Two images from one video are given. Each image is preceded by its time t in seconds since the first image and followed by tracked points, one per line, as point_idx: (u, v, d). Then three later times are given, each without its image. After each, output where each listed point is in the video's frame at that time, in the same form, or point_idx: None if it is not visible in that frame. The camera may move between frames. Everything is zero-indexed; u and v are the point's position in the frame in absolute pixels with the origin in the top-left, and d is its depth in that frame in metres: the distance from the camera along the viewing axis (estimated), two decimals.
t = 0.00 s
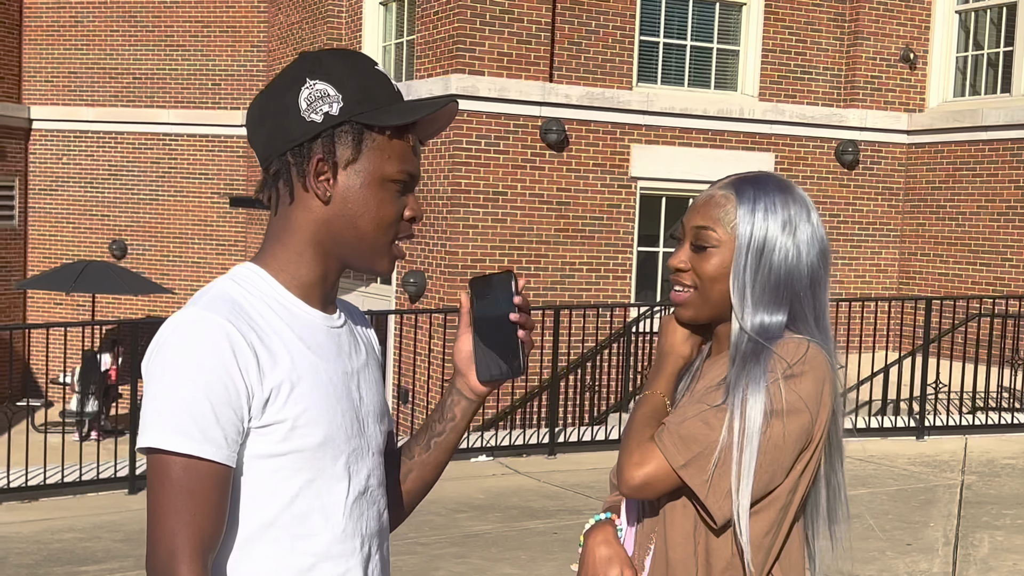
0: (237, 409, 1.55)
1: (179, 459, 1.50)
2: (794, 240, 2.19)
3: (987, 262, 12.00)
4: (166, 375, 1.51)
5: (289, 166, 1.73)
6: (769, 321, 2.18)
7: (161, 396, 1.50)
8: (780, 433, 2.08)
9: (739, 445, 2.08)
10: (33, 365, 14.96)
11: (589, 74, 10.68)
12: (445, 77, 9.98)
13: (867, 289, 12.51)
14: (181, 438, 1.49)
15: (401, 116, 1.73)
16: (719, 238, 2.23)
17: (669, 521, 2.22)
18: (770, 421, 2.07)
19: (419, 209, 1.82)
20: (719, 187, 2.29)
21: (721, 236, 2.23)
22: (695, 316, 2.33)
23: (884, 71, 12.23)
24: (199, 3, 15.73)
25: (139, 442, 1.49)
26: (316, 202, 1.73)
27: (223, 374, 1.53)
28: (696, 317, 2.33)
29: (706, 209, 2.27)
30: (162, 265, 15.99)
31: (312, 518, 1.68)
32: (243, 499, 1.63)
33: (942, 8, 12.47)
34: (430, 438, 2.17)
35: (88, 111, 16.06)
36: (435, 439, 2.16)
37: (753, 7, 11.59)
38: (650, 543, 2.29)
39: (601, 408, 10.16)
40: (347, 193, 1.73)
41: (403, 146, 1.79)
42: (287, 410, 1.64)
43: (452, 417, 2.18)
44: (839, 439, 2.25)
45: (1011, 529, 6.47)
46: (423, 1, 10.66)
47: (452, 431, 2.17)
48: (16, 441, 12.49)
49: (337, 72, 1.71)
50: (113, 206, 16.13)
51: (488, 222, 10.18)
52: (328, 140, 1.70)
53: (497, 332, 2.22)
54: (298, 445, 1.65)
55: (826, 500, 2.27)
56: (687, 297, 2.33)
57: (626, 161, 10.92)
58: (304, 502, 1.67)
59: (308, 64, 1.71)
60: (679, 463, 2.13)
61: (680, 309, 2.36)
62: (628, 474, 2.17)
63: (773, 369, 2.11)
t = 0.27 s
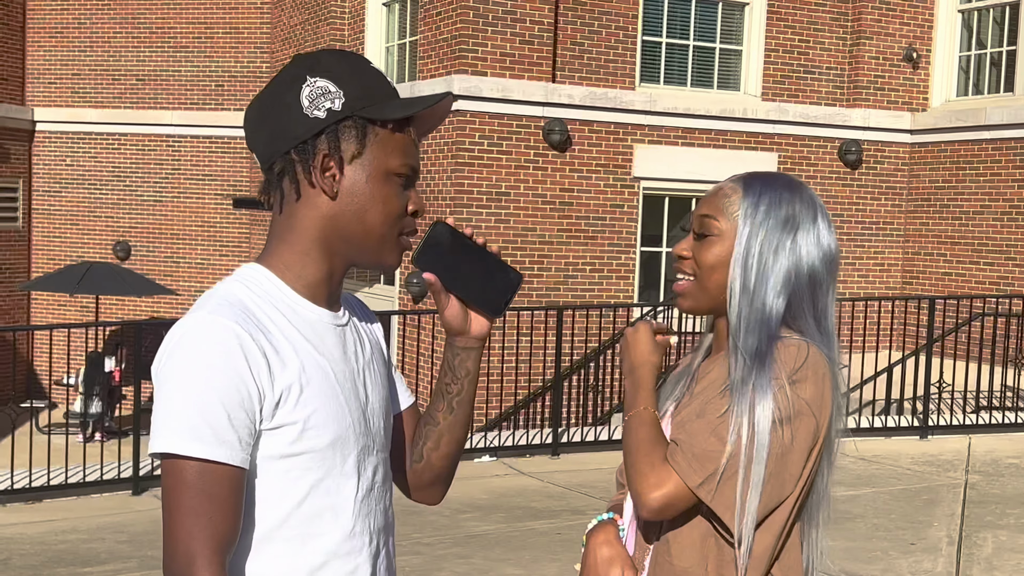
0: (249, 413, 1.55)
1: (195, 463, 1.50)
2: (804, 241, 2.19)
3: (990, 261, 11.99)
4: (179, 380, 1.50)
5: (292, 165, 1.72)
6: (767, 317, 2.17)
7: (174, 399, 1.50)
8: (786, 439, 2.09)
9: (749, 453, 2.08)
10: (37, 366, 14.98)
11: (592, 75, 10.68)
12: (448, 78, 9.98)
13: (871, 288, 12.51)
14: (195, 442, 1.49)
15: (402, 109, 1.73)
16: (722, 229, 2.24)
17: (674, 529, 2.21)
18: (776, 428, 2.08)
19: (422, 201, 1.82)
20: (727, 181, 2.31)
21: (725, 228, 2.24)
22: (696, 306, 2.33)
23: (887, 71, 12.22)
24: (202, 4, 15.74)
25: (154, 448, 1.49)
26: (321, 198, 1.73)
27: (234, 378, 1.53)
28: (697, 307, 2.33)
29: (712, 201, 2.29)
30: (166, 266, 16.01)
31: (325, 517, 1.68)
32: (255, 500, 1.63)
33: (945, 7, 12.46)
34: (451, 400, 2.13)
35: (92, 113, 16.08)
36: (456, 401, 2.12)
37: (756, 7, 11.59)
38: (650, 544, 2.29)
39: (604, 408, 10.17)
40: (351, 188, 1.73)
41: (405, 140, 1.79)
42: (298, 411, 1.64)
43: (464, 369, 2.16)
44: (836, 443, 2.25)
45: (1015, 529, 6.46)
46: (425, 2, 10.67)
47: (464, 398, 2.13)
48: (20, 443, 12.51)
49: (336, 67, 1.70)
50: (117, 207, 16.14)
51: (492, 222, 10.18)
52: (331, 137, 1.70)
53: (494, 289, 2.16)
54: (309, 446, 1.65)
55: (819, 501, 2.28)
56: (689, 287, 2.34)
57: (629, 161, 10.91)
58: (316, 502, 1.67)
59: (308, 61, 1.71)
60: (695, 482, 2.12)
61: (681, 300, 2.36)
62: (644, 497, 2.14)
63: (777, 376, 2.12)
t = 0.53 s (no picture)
0: (272, 406, 1.60)
1: (219, 453, 1.55)
2: (816, 239, 2.20)
3: (994, 261, 11.98)
4: (207, 374, 1.57)
5: (315, 172, 1.78)
6: (785, 305, 2.18)
7: (204, 392, 1.56)
8: (781, 440, 2.08)
9: (738, 445, 2.10)
10: (40, 367, 15.00)
11: (594, 75, 10.69)
12: (450, 78, 9.98)
13: (874, 288, 12.50)
14: (219, 433, 1.54)
15: (414, 112, 1.74)
16: (734, 232, 2.24)
17: (674, 526, 2.22)
18: (767, 427, 2.08)
19: (446, 200, 1.85)
20: (736, 181, 2.32)
21: (737, 229, 2.24)
22: (713, 311, 2.31)
23: (890, 71, 12.21)
24: (204, 6, 15.75)
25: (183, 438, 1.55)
26: (343, 202, 1.78)
27: (258, 372, 1.59)
28: (713, 313, 2.31)
29: (721, 204, 2.29)
30: (169, 268, 16.03)
31: (353, 507, 1.72)
32: (283, 491, 1.67)
33: (948, 7, 12.44)
34: (466, 425, 2.19)
35: (95, 114, 16.10)
36: (470, 428, 2.18)
37: (759, 7, 11.59)
38: (654, 543, 2.30)
39: (608, 409, 10.17)
40: (372, 192, 1.77)
41: (423, 142, 1.81)
42: (323, 405, 1.68)
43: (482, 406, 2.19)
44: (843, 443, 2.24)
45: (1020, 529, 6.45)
46: (428, 3, 10.67)
47: (477, 430, 2.17)
48: (23, 444, 12.52)
49: (347, 75, 1.74)
50: (119, 208, 16.16)
51: (495, 222, 10.18)
52: (348, 144, 1.74)
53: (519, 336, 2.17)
54: (334, 439, 1.69)
55: (819, 509, 2.26)
56: (703, 291, 2.31)
57: (632, 161, 10.92)
58: (343, 493, 1.71)
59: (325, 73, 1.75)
60: (683, 475, 2.14)
61: (696, 306, 2.34)
62: (625, 479, 2.18)
63: (775, 377, 2.12)
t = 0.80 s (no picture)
0: (295, 390, 1.71)
1: (243, 429, 1.68)
2: (820, 240, 2.20)
3: (995, 261, 11.98)
4: (243, 354, 1.70)
5: (367, 173, 1.92)
6: (789, 313, 2.19)
7: (236, 372, 1.69)
8: (782, 439, 2.08)
9: (740, 444, 2.10)
10: (41, 368, 15.01)
11: (596, 75, 10.69)
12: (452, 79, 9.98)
13: (875, 288, 12.50)
14: (244, 411, 1.67)
15: (455, 120, 1.85)
16: (739, 234, 2.24)
17: (677, 525, 2.22)
18: (768, 426, 2.08)
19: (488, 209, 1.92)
20: (740, 183, 2.31)
21: (740, 232, 2.24)
22: (715, 313, 2.31)
23: (891, 70, 12.21)
24: (205, 6, 15.75)
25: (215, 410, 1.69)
26: (386, 203, 1.91)
27: (286, 356, 1.71)
28: (714, 315, 2.31)
29: (725, 205, 2.28)
30: (169, 268, 16.04)
31: (370, 494, 1.81)
32: (303, 475, 1.77)
33: (949, 7, 12.44)
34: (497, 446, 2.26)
35: (95, 114, 16.10)
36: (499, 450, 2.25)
37: (760, 7, 11.59)
38: (655, 543, 2.29)
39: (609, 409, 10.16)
40: (411, 194, 1.88)
41: (466, 150, 1.90)
42: (345, 395, 1.78)
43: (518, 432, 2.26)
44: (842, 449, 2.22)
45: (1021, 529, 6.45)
46: (429, 3, 10.67)
47: (512, 454, 2.25)
48: (24, 445, 12.53)
49: (400, 83, 1.89)
50: (120, 209, 16.17)
51: (496, 222, 10.18)
52: (393, 146, 1.87)
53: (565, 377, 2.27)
54: (355, 427, 1.79)
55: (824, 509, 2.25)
56: (706, 293, 2.31)
57: (633, 161, 10.92)
58: (360, 480, 1.80)
59: (390, 87, 1.92)
60: (682, 471, 2.15)
61: (698, 307, 2.33)
62: (625, 477, 2.20)
63: (777, 376, 2.12)
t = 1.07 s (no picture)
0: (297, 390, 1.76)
1: (249, 430, 1.75)
2: (822, 240, 2.19)
3: (994, 261, 11.98)
4: (248, 357, 1.77)
5: (369, 173, 1.97)
6: (790, 316, 2.18)
7: (242, 373, 1.76)
8: (786, 440, 2.08)
9: (745, 447, 2.10)
10: (40, 366, 15.00)
11: (594, 75, 10.68)
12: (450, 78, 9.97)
13: (874, 288, 12.50)
14: (249, 412, 1.74)
15: (455, 122, 1.89)
16: (739, 234, 2.24)
17: (678, 524, 2.22)
18: (774, 428, 2.08)
19: (487, 208, 1.95)
20: (743, 184, 2.31)
21: (742, 233, 2.24)
22: (716, 312, 2.31)
23: (890, 70, 12.20)
24: (204, 5, 15.75)
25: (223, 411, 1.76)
26: (387, 201, 1.95)
27: (288, 358, 1.76)
28: (714, 314, 2.31)
29: (727, 205, 2.28)
30: (169, 267, 16.04)
31: (380, 488, 1.86)
32: (313, 469, 1.83)
33: (948, 7, 12.43)
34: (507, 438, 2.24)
35: (94, 113, 16.09)
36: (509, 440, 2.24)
37: (758, 6, 11.59)
38: (656, 543, 2.29)
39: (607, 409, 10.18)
40: (411, 194, 1.92)
41: (467, 151, 1.93)
42: (348, 391, 1.83)
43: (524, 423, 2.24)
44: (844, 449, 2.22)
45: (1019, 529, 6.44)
46: (427, 2, 10.67)
47: (520, 445, 2.22)
48: (23, 444, 12.52)
49: (404, 85, 1.94)
50: (119, 208, 16.16)
51: (495, 222, 10.17)
52: (394, 146, 1.92)
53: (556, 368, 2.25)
54: (359, 423, 1.84)
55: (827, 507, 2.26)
56: (707, 293, 2.31)
57: (632, 161, 10.91)
58: (368, 473, 1.85)
59: (397, 86, 1.97)
60: (685, 472, 2.15)
61: (698, 306, 2.33)
62: (629, 476, 2.20)
63: (781, 378, 2.11)
